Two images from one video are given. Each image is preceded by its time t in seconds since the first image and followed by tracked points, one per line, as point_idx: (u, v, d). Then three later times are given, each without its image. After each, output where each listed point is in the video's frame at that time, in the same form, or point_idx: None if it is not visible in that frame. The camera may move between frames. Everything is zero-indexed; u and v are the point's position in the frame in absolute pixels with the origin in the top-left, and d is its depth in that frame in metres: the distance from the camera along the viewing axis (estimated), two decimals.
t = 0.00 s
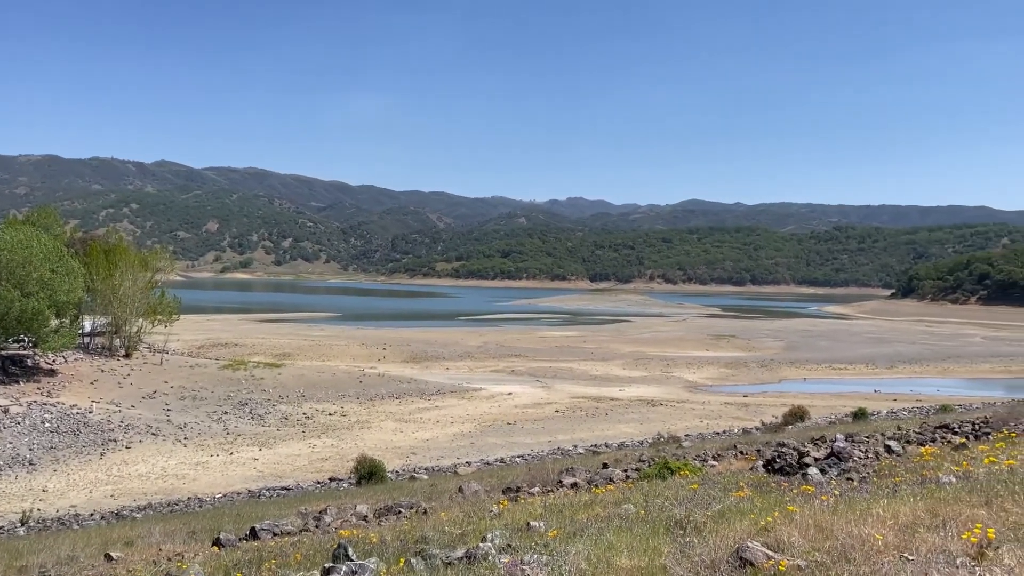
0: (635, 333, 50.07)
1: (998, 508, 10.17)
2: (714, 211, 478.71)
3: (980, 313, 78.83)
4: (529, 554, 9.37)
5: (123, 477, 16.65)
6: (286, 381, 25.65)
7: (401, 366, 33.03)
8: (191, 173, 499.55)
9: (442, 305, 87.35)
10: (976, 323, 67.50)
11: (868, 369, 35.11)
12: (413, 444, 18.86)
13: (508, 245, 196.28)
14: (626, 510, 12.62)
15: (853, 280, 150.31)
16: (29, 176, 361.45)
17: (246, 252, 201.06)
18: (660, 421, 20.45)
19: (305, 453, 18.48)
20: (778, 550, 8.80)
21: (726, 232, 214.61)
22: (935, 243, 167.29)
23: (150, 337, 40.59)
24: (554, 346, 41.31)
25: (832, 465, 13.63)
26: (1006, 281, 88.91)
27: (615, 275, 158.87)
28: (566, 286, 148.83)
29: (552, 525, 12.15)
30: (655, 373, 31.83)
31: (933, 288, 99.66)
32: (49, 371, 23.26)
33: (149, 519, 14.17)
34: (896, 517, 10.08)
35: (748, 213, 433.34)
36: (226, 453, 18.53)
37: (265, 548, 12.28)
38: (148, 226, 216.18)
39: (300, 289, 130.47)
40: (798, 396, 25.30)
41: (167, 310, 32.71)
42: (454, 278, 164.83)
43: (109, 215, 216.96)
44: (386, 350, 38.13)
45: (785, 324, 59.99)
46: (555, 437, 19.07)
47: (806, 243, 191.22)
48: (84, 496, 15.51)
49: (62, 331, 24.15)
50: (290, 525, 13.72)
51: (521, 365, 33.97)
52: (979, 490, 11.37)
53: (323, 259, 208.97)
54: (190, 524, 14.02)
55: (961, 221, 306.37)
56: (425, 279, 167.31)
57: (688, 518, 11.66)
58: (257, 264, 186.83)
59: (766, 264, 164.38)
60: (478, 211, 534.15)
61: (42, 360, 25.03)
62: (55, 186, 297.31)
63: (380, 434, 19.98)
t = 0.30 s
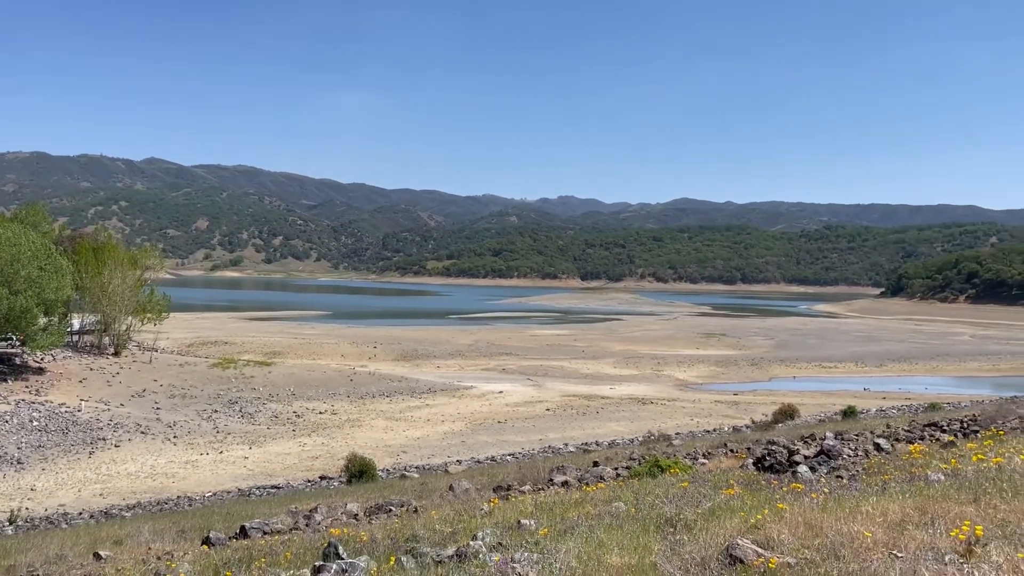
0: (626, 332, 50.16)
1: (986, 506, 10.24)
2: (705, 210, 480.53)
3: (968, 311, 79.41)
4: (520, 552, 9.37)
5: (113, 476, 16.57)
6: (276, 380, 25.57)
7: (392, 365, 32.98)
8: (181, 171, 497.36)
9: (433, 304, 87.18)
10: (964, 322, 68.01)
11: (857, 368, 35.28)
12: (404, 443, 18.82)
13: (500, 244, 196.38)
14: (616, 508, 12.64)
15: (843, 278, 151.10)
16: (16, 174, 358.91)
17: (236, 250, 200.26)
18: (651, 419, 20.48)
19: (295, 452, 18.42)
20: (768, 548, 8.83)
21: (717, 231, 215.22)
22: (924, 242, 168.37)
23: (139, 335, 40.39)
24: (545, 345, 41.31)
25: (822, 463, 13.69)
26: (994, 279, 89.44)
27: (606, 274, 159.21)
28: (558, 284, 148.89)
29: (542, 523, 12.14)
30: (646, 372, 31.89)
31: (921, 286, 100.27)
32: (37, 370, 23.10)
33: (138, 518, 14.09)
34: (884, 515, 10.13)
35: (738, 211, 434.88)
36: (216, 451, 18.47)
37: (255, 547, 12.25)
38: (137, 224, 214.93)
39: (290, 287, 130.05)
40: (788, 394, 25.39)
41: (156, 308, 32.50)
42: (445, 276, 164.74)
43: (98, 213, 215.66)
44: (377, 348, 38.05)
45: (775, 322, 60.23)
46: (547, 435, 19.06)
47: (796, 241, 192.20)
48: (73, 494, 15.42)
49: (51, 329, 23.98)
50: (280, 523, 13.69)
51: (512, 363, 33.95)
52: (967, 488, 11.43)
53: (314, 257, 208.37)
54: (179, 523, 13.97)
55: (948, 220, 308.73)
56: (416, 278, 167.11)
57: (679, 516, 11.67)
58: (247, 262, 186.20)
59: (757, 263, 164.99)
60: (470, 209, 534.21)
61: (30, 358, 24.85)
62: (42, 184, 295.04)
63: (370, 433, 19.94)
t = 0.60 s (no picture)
0: (617, 330, 50.25)
1: (975, 503, 10.31)
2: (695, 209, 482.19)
3: (957, 310, 79.95)
4: (511, 551, 9.36)
5: (102, 475, 16.48)
6: (267, 378, 25.50)
7: (383, 363, 32.95)
8: (171, 169, 494.74)
9: (425, 302, 87.13)
10: (953, 320, 68.49)
11: (847, 366, 35.43)
12: (395, 441, 18.79)
13: (491, 243, 196.43)
14: (607, 506, 12.65)
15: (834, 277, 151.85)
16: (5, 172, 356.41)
17: (226, 248, 199.48)
18: (642, 418, 20.51)
19: (286, 451, 18.37)
20: (758, 545, 8.85)
21: (707, 230, 215.69)
22: (913, 241, 169.50)
23: (128, 334, 40.21)
24: (536, 343, 41.34)
25: (811, 461, 13.74)
26: (982, 278, 89.97)
27: (597, 273, 159.41)
28: (549, 282, 148.97)
29: (533, 522, 12.14)
30: (637, 370, 31.94)
31: (911, 285, 100.92)
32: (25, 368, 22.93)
33: (128, 517, 14.03)
34: (873, 512, 10.19)
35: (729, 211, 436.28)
36: (206, 450, 18.40)
37: (245, 546, 12.21)
38: (126, 222, 213.67)
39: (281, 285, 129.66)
40: (779, 393, 25.42)
41: (146, 307, 32.33)
42: (437, 275, 164.61)
43: (87, 210, 214.10)
44: (368, 347, 37.99)
45: (765, 321, 60.44)
46: (538, 434, 19.07)
47: (786, 240, 193.08)
48: (62, 494, 15.32)
49: (40, 327, 23.83)
50: (270, 522, 13.65)
51: (503, 361, 33.95)
52: (956, 485, 11.50)
53: (304, 256, 207.80)
54: (169, 522, 13.91)
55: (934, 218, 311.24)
56: (407, 276, 166.93)
57: (669, 515, 11.69)
58: (237, 260, 185.45)
59: (747, 262, 165.48)
60: (462, 207, 534.05)
61: (19, 357, 24.67)
62: (30, 181, 292.74)
63: (361, 431, 19.90)
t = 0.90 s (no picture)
0: (608, 329, 50.35)
1: (962, 500, 10.38)
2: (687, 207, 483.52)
3: (946, 308, 80.45)
4: (502, 549, 9.36)
5: (91, 474, 16.41)
6: (258, 377, 25.45)
7: (375, 362, 32.92)
8: (162, 166, 492.13)
9: (416, 301, 87.09)
10: (942, 319, 68.92)
11: (837, 364, 35.65)
12: (387, 439, 18.80)
13: (483, 241, 196.44)
14: (598, 505, 12.67)
15: (824, 275, 152.54)
16: None
17: (216, 246, 198.71)
18: (633, 416, 20.57)
19: (277, 449, 18.33)
20: (747, 543, 8.90)
21: (699, 229, 216.17)
22: (903, 240, 170.58)
23: (118, 333, 40.09)
24: (528, 342, 41.38)
25: (802, 458, 13.81)
26: (971, 277, 90.47)
27: (589, 271, 159.67)
28: (542, 281, 149.04)
29: (524, 520, 12.13)
30: (628, 369, 32.02)
31: (900, 283, 101.51)
32: (14, 367, 22.78)
33: (118, 516, 13.97)
34: (863, 510, 10.23)
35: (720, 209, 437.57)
36: (196, 450, 18.31)
37: (235, 545, 12.19)
38: (116, 220, 212.57)
39: (272, 283, 129.44)
40: (769, 391, 25.50)
41: (136, 305, 32.21)
42: (428, 273, 164.54)
43: (76, 209, 212.85)
44: (360, 345, 37.94)
45: (756, 319, 60.68)
46: (529, 432, 19.10)
47: (777, 239, 194.08)
48: (52, 493, 15.24)
49: (29, 326, 23.71)
50: (261, 522, 13.61)
51: (495, 360, 33.98)
52: (944, 482, 11.59)
53: (296, 254, 207.29)
54: (159, 521, 13.87)
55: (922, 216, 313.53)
56: (399, 274, 166.75)
57: (660, 513, 11.73)
58: (228, 258, 184.83)
59: (739, 260, 165.95)
60: (455, 206, 533.78)
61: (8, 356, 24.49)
62: (18, 180, 290.69)
63: (352, 430, 19.87)
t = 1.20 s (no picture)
0: (599, 328, 50.38)
1: (950, 498, 10.45)
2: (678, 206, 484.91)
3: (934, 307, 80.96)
4: (493, 548, 9.33)
5: (80, 474, 16.33)
6: (248, 376, 25.36)
7: (365, 361, 32.86)
8: (152, 165, 489.18)
9: (407, 300, 86.92)
10: (930, 318, 69.40)
11: (828, 363, 35.82)
12: (377, 439, 18.76)
13: (474, 240, 196.37)
14: (588, 503, 12.69)
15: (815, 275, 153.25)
16: None
17: (206, 245, 197.88)
18: (623, 415, 20.59)
19: (267, 449, 18.27)
20: (737, 541, 8.93)
21: (690, 228, 216.68)
22: (892, 239, 171.60)
23: (106, 332, 39.87)
24: (520, 341, 41.39)
25: (791, 457, 13.88)
26: (960, 276, 91.04)
27: (580, 270, 159.75)
28: (533, 280, 149.01)
29: (514, 519, 12.12)
30: (619, 367, 32.09)
31: (890, 282, 102.08)
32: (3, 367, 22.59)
33: (107, 516, 13.90)
34: (852, 508, 10.28)
35: (711, 208, 439.58)
36: (186, 449, 18.24)
37: (225, 545, 12.15)
38: (105, 219, 211.37)
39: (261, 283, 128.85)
40: (760, 390, 25.59)
41: (125, 304, 32.03)
42: (419, 272, 164.29)
43: (63, 207, 211.48)
44: (350, 344, 37.85)
45: (746, 318, 60.93)
46: (520, 431, 19.08)
47: (768, 237, 194.85)
48: (40, 494, 15.14)
49: (18, 326, 23.49)
50: (251, 521, 13.57)
51: (486, 359, 33.98)
52: (932, 481, 11.64)
53: (286, 254, 206.67)
54: (148, 521, 13.80)
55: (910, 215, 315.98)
56: (390, 273, 166.57)
57: (650, 511, 11.76)
58: (218, 257, 184.09)
59: (730, 259, 166.43)
60: (447, 206, 533.53)
61: None
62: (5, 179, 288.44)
63: (343, 430, 19.83)
